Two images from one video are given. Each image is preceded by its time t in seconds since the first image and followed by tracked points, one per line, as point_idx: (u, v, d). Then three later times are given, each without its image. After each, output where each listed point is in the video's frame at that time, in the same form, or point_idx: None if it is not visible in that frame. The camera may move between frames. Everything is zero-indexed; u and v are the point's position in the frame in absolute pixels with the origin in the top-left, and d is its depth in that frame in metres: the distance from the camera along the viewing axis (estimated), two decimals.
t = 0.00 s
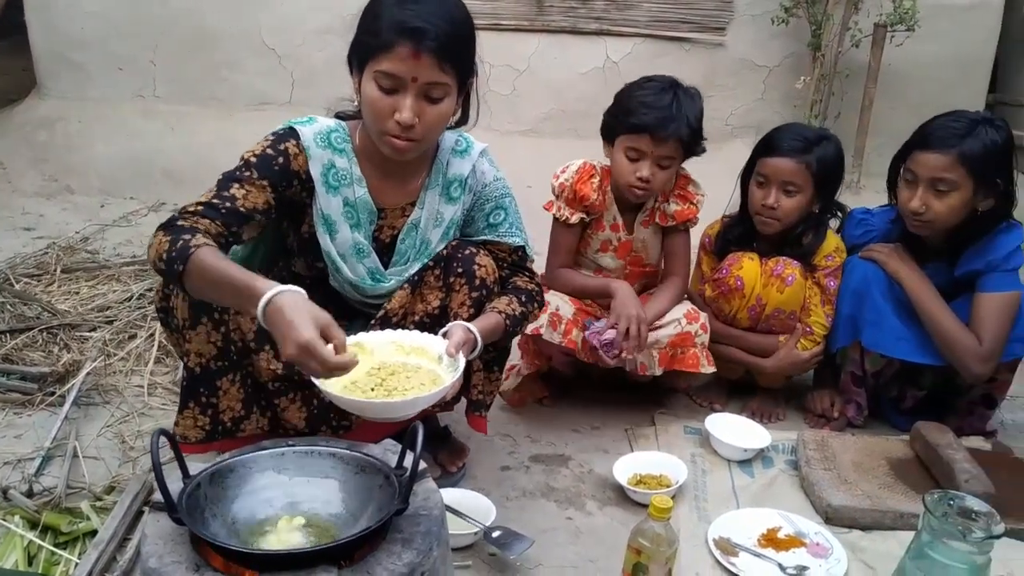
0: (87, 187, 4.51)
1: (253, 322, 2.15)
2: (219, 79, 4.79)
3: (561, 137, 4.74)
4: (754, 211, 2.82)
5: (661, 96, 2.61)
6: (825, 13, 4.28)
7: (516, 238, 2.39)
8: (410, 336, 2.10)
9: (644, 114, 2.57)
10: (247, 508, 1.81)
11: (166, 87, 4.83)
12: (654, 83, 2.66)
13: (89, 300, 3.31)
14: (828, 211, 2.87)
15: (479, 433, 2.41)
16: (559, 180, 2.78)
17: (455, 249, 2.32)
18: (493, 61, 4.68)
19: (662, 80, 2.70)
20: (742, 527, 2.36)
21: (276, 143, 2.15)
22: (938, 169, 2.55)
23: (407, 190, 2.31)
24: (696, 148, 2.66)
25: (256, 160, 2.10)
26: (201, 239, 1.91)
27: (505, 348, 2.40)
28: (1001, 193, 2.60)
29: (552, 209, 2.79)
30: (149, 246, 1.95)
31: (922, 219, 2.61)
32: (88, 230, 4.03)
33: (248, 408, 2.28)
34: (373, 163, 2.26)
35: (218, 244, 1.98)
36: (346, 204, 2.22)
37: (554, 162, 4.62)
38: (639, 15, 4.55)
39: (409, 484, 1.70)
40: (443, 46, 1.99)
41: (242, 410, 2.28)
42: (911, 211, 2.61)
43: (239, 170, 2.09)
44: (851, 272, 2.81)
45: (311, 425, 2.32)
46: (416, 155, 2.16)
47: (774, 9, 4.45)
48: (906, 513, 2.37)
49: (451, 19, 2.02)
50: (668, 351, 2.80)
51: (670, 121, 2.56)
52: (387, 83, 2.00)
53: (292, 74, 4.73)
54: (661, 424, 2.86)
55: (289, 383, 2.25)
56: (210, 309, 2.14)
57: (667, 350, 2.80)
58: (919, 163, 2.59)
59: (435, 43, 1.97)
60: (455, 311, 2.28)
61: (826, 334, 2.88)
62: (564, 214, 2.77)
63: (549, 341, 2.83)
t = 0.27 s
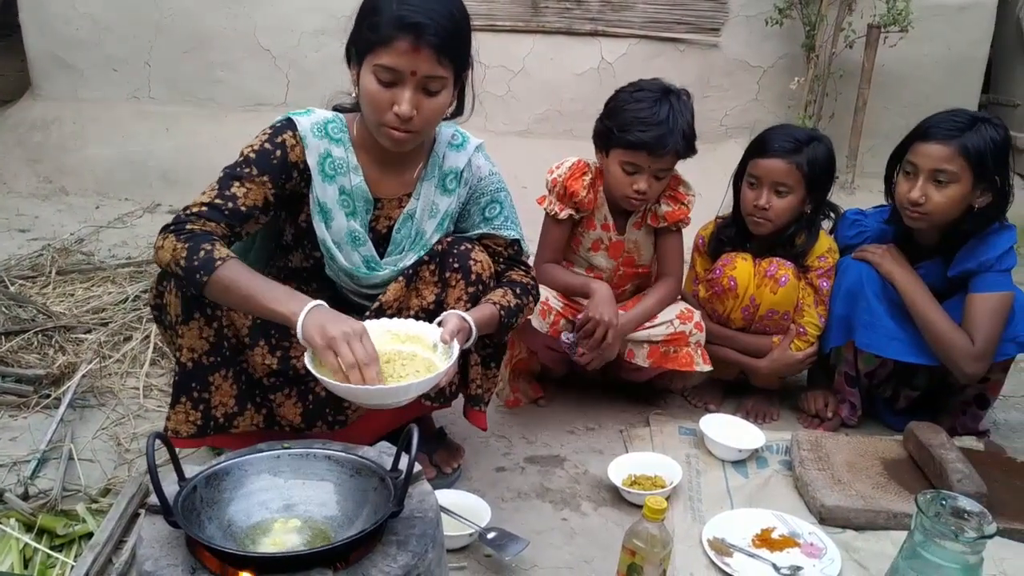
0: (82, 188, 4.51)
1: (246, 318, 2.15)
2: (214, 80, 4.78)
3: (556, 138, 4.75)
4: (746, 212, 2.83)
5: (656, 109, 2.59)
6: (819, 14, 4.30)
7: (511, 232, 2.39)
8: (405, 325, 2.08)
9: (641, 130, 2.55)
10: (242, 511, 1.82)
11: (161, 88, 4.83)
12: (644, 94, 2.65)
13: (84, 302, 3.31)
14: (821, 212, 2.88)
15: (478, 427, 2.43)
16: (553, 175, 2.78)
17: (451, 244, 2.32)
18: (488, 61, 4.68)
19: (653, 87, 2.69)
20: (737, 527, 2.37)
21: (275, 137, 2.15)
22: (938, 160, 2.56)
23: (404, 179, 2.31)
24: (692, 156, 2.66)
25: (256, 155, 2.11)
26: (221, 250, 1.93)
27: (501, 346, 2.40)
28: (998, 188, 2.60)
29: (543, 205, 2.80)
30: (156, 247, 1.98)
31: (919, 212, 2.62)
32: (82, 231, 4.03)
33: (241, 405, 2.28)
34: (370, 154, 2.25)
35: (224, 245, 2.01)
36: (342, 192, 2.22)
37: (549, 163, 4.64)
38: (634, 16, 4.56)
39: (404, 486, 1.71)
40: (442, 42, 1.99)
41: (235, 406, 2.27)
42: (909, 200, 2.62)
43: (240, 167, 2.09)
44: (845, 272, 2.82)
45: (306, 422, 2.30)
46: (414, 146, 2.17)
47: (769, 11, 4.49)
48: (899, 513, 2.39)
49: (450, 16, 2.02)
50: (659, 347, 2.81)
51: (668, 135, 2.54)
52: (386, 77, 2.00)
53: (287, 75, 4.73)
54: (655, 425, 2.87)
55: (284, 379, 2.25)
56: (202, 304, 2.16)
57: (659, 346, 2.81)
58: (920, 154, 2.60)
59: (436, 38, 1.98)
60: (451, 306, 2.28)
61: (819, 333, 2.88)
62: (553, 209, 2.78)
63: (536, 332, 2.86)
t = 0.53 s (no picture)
0: (79, 188, 4.50)
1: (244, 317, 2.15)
2: (212, 80, 4.78)
3: (555, 138, 4.75)
4: (744, 212, 2.82)
5: (652, 112, 2.58)
6: (818, 13, 4.30)
7: (510, 232, 2.39)
8: (404, 325, 2.07)
9: (636, 133, 2.54)
10: (240, 512, 1.81)
11: (159, 88, 4.82)
12: (638, 95, 2.65)
13: (82, 302, 3.30)
14: (819, 211, 2.88)
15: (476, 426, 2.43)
16: (552, 176, 2.78)
17: (451, 244, 2.31)
18: (486, 61, 4.68)
19: (647, 87, 2.68)
20: (736, 528, 2.36)
21: (275, 134, 2.13)
22: (943, 156, 2.56)
23: (404, 178, 2.31)
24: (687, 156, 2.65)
25: (257, 152, 2.09)
26: (226, 250, 1.92)
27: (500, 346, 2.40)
28: (999, 186, 2.60)
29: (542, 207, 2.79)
30: (160, 245, 1.96)
31: (922, 207, 2.62)
32: (80, 232, 4.02)
33: (240, 406, 2.27)
34: (370, 151, 2.25)
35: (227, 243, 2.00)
36: (342, 188, 2.20)
37: (548, 163, 4.63)
38: (633, 16, 4.56)
39: (402, 487, 1.70)
40: (444, 35, 1.98)
41: (234, 407, 2.27)
42: (913, 196, 2.61)
43: (242, 163, 2.07)
44: (844, 272, 2.82)
45: (306, 422, 2.29)
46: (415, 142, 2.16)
47: (766, 10, 4.47)
48: (898, 514, 2.38)
49: (451, 11, 2.01)
50: (659, 345, 2.81)
51: (664, 136, 2.54)
52: (388, 72, 2.00)
53: (285, 75, 4.72)
54: (654, 425, 2.86)
55: (284, 379, 2.25)
56: (200, 305, 2.15)
57: (659, 344, 2.80)
58: (924, 149, 2.60)
59: (436, 31, 1.97)
60: (451, 306, 2.27)
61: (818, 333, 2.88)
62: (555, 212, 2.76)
63: (539, 335, 2.85)
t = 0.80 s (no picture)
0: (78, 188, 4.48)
1: (243, 320, 2.14)
2: (210, 80, 4.76)
3: (554, 138, 4.74)
4: (745, 212, 2.81)
5: (647, 110, 2.57)
6: (817, 13, 4.30)
7: (511, 236, 2.37)
8: (402, 334, 2.06)
9: (632, 132, 2.53)
10: (240, 515, 1.80)
11: (157, 87, 4.80)
12: (634, 93, 2.64)
13: (80, 303, 3.29)
14: (819, 211, 2.87)
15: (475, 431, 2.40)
16: (551, 180, 2.78)
17: (450, 247, 2.30)
18: (486, 60, 4.67)
19: (642, 87, 2.68)
20: (736, 530, 2.36)
21: (272, 135, 2.13)
22: (950, 155, 2.56)
23: (403, 181, 2.28)
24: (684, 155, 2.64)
25: (253, 153, 2.10)
26: (205, 242, 1.91)
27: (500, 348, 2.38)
28: (1004, 183, 2.60)
29: (541, 211, 2.78)
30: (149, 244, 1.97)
31: (925, 207, 2.61)
32: (79, 232, 4.01)
33: (238, 408, 2.27)
34: (369, 155, 2.23)
35: (216, 240, 1.99)
36: (341, 192, 2.19)
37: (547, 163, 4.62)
38: (632, 16, 4.55)
39: (403, 490, 1.69)
40: (443, 35, 1.98)
41: (232, 409, 2.26)
42: (921, 194, 2.60)
43: (236, 164, 2.08)
44: (845, 273, 2.81)
45: (304, 425, 2.27)
46: (415, 146, 2.14)
47: (766, 10, 4.47)
48: (899, 515, 2.38)
49: (450, 12, 2.01)
50: (660, 349, 2.80)
51: (660, 135, 2.53)
52: (387, 72, 1.99)
53: (284, 75, 4.71)
54: (655, 426, 2.85)
55: (283, 382, 2.23)
56: (199, 307, 2.15)
57: (659, 347, 2.79)
58: (929, 148, 2.59)
59: (435, 31, 1.96)
60: (450, 310, 2.26)
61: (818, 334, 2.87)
62: (553, 215, 2.76)
63: (546, 340, 2.82)
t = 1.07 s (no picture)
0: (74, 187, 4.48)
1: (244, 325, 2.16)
2: (207, 79, 4.76)
3: (551, 137, 4.75)
4: (741, 212, 2.82)
5: (643, 108, 2.58)
6: (813, 12, 4.31)
7: (508, 243, 2.37)
8: (404, 338, 2.10)
9: (627, 130, 2.54)
10: (240, 515, 1.81)
11: (154, 86, 4.80)
12: (633, 92, 2.65)
13: (77, 303, 3.29)
14: (815, 211, 2.89)
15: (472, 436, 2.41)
16: (547, 180, 2.77)
17: (447, 253, 2.29)
18: (483, 60, 4.68)
19: (640, 87, 2.69)
20: (733, 528, 2.37)
21: (267, 144, 2.14)
22: (944, 155, 2.58)
23: (399, 192, 2.30)
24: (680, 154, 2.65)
25: (247, 161, 2.10)
26: (184, 245, 1.90)
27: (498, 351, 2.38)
28: (998, 182, 2.62)
29: (539, 211, 2.78)
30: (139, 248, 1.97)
31: (918, 207, 2.63)
32: (76, 231, 4.01)
33: (239, 411, 2.28)
34: (365, 165, 2.24)
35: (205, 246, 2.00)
36: (337, 205, 2.20)
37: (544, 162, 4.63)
38: (629, 15, 4.56)
39: (402, 490, 1.71)
40: (433, 43, 1.99)
41: (233, 412, 2.27)
42: (915, 194, 2.62)
43: (230, 171, 2.08)
44: (840, 272, 2.83)
45: (302, 429, 2.30)
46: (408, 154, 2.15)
47: (762, 9, 4.48)
48: (894, 513, 2.40)
49: (443, 21, 2.02)
50: (657, 348, 2.81)
51: (656, 134, 2.54)
52: (377, 80, 2.00)
53: (280, 74, 4.71)
54: (652, 425, 2.87)
55: (281, 387, 2.26)
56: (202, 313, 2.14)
57: (656, 347, 2.81)
58: (924, 148, 2.61)
59: (425, 39, 1.97)
60: (447, 317, 2.26)
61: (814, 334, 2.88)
62: (552, 216, 2.76)
63: (543, 340, 2.84)
